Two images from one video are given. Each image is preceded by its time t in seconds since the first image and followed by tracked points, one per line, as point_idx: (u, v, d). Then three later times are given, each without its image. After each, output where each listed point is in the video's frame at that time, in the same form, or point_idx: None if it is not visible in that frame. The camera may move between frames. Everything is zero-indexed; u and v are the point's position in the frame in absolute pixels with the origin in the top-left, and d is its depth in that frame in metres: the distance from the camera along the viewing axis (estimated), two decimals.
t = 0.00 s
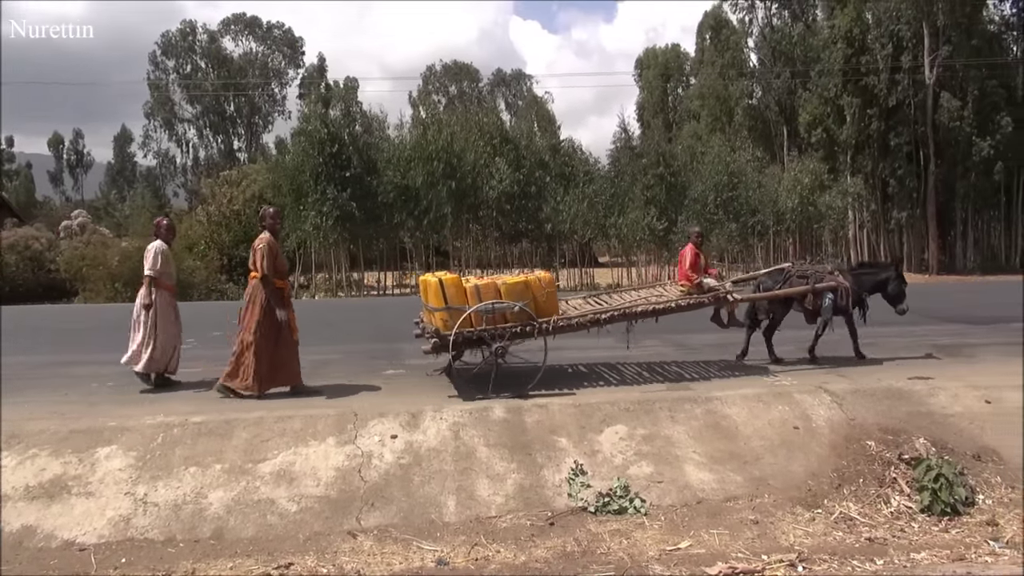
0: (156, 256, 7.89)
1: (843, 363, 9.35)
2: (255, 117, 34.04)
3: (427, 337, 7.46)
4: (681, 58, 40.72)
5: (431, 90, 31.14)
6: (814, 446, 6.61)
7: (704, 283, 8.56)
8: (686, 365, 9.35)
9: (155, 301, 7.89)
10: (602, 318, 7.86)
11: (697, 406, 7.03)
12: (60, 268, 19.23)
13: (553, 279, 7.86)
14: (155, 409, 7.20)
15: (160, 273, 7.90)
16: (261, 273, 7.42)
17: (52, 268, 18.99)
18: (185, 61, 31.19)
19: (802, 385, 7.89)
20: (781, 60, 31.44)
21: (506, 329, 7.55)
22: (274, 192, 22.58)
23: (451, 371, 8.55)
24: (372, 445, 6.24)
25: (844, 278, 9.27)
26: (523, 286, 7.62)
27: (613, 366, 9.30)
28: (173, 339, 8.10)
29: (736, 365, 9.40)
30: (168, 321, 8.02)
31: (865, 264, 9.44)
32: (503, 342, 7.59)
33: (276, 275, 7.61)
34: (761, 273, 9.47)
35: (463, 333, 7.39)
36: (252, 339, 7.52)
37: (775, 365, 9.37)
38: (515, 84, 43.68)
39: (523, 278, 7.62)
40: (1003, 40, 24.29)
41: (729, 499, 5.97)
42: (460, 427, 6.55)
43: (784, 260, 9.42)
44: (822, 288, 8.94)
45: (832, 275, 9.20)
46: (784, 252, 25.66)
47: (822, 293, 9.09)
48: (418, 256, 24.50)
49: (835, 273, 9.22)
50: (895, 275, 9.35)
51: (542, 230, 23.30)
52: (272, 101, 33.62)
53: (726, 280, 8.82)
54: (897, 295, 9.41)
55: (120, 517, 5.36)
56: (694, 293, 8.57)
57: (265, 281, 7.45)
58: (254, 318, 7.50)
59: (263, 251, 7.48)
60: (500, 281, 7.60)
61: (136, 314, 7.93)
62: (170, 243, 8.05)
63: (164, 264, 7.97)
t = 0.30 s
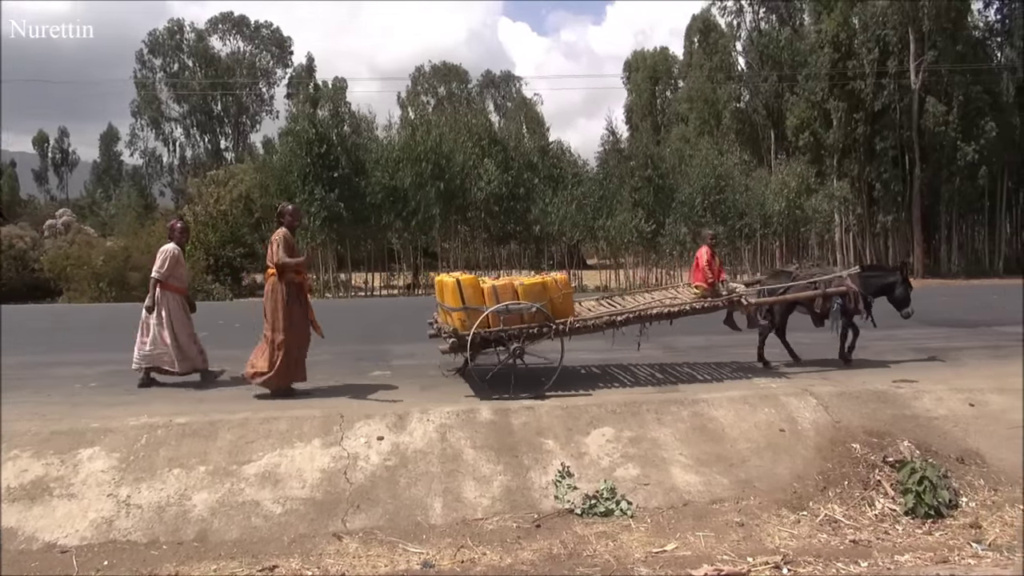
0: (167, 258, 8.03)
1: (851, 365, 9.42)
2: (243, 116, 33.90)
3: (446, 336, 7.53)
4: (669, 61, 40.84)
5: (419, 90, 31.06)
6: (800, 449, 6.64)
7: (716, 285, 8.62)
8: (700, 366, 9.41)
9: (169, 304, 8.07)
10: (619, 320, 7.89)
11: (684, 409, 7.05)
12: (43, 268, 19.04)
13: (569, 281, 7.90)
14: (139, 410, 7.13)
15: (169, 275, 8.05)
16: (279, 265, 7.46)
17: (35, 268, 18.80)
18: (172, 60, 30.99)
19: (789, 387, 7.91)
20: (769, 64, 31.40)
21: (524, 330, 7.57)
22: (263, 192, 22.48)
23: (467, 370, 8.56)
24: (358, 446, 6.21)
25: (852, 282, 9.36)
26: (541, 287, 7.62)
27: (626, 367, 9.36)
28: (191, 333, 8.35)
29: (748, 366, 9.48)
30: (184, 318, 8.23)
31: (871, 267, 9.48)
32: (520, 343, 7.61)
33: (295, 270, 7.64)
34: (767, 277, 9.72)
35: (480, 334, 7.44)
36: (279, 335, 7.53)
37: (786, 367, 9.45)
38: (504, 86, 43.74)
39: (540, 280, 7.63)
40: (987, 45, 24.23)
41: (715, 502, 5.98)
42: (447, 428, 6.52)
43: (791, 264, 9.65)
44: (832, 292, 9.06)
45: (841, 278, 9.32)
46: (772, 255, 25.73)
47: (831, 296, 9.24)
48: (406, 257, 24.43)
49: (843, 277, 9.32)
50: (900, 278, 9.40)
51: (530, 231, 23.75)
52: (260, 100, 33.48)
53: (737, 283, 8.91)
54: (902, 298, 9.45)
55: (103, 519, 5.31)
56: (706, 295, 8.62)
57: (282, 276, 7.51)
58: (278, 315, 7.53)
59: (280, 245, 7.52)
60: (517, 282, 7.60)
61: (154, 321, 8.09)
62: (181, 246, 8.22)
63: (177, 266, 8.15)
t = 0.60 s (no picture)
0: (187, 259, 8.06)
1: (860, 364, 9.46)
2: (227, 116, 33.70)
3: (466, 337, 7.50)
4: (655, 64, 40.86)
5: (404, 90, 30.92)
6: (783, 449, 6.68)
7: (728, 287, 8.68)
8: (711, 366, 9.45)
9: (190, 306, 8.04)
10: (635, 320, 7.96)
11: (668, 410, 7.07)
12: (23, 268, 18.81)
13: (585, 281, 7.89)
14: (120, 412, 7.06)
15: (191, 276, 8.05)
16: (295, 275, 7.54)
17: (15, 269, 18.59)
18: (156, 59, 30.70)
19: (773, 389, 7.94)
20: (753, 67, 31.67)
21: (543, 330, 7.57)
22: (247, 192, 22.36)
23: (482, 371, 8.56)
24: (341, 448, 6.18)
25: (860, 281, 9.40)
26: (557, 288, 7.64)
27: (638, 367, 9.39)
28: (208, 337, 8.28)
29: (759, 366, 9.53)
30: (202, 318, 8.17)
31: (878, 266, 9.69)
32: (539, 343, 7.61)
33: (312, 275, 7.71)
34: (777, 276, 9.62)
35: (502, 335, 7.40)
36: (295, 338, 7.57)
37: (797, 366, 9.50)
38: (490, 86, 43.72)
39: (556, 281, 7.65)
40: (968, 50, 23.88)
41: (699, 502, 6.01)
42: (431, 430, 6.51)
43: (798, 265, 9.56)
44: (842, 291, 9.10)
45: (849, 277, 9.36)
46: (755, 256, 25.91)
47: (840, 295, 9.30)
48: (392, 258, 24.31)
49: (852, 276, 9.38)
50: (907, 275, 9.65)
51: (515, 232, 23.79)
52: (244, 100, 33.27)
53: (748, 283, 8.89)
54: (909, 294, 9.74)
55: (82, 522, 5.26)
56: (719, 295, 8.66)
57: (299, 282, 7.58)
58: (297, 318, 7.55)
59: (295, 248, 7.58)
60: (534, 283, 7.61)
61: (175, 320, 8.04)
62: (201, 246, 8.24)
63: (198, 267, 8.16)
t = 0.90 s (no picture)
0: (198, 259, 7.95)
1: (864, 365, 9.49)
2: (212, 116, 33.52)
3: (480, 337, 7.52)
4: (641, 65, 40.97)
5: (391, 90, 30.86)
6: (768, 449, 6.71)
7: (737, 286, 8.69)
8: (719, 366, 9.48)
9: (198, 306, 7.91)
10: (645, 320, 7.99)
11: (654, 410, 7.09)
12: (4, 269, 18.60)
13: (596, 281, 7.88)
14: (103, 413, 7.01)
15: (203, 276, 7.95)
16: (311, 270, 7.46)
17: None
18: (140, 58, 30.44)
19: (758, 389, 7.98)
20: (739, 68, 32.35)
21: (556, 330, 7.58)
22: (233, 192, 22.30)
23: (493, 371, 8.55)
24: (327, 449, 6.16)
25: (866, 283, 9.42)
26: (570, 288, 7.63)
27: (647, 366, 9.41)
28: (213, 340, 8.12)
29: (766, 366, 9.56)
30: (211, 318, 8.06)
31: (883, 268, 9.73)
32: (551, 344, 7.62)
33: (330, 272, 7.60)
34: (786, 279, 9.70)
35: (516, 335, 7.40)
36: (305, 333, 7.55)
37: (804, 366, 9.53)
38: (477, 87, 43.76)
39: (569, 281, 7.64)
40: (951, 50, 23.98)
41: (684, 502, 6.03)
42: (417, 430, 6.50)
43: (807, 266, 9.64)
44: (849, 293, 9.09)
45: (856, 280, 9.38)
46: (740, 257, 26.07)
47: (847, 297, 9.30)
48: (378, 258, 24.23)
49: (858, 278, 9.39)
50: (911, 277, 9.67)
51: (502, 233, 23.91)
52: (230, 100, 33.10)
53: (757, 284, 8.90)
54: (912, 297, 9.75)
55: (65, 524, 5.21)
56: (727, 296, 8.65)
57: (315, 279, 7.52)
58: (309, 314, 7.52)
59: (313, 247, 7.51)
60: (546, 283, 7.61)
61: (179, 319, 7.89)
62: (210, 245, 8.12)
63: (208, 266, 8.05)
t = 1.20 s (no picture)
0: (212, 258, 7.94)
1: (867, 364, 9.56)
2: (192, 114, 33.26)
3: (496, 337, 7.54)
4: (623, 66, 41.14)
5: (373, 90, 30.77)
6: (747, 449, 6.76)
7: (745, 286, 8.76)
8: (728, 365, 9.52)
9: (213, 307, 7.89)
10: (657, 320, 8.01)
11: (635, 410, 7.12)
12: None
13: (609, 281, 7.87)
14: (80, 414, 6.94)
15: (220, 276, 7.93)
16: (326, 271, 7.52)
17: None
18: (119, 55, 30.15)
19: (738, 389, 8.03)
20: (720, 71, 32.62)
21: (570, 329, 7.57)
22: (213, 190, 22.17)
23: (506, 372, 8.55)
24: (307, 450, 6.13)
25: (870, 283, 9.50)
26: (584, 288, 7.63)
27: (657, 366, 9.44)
28: (225, 340, 8.08)
29: (772, 365, 9.61)
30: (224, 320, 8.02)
31: (884, 268, 9.74)
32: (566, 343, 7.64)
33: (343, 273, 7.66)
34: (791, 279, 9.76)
35: (531, 334, 7.42)
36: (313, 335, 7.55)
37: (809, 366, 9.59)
38: (460, 87, 43.76)
39: (583, 281, 7.64)
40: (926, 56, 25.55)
41: (664, 502, 6.05)
42: (398, 431, 6.48)
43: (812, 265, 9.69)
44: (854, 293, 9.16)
45: (861, 280, 9.45)
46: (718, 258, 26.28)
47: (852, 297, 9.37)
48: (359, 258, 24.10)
49: (862, 278, 9.46)
50: (911, 277, 9.66)
51: (484, 233, 23.74)
52: (210, 98, 32.83)
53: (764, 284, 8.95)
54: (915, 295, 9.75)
55: (39, 527, 5.15)
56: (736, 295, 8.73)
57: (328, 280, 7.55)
58: (319, 314, 7.55)
59: (327, 248, 7.60)
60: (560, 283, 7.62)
61: (194, 317, 7.87)
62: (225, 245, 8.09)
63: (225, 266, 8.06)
